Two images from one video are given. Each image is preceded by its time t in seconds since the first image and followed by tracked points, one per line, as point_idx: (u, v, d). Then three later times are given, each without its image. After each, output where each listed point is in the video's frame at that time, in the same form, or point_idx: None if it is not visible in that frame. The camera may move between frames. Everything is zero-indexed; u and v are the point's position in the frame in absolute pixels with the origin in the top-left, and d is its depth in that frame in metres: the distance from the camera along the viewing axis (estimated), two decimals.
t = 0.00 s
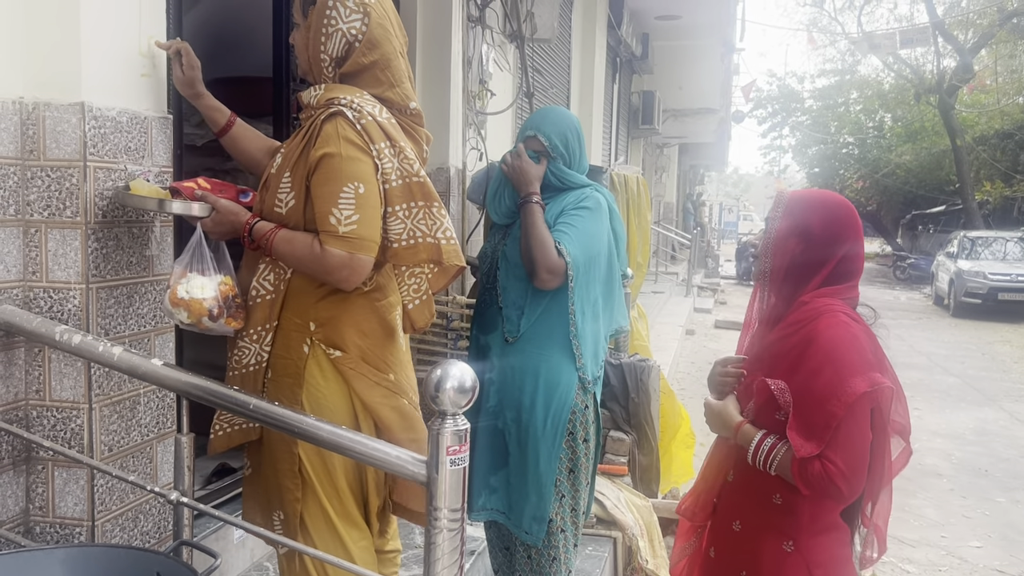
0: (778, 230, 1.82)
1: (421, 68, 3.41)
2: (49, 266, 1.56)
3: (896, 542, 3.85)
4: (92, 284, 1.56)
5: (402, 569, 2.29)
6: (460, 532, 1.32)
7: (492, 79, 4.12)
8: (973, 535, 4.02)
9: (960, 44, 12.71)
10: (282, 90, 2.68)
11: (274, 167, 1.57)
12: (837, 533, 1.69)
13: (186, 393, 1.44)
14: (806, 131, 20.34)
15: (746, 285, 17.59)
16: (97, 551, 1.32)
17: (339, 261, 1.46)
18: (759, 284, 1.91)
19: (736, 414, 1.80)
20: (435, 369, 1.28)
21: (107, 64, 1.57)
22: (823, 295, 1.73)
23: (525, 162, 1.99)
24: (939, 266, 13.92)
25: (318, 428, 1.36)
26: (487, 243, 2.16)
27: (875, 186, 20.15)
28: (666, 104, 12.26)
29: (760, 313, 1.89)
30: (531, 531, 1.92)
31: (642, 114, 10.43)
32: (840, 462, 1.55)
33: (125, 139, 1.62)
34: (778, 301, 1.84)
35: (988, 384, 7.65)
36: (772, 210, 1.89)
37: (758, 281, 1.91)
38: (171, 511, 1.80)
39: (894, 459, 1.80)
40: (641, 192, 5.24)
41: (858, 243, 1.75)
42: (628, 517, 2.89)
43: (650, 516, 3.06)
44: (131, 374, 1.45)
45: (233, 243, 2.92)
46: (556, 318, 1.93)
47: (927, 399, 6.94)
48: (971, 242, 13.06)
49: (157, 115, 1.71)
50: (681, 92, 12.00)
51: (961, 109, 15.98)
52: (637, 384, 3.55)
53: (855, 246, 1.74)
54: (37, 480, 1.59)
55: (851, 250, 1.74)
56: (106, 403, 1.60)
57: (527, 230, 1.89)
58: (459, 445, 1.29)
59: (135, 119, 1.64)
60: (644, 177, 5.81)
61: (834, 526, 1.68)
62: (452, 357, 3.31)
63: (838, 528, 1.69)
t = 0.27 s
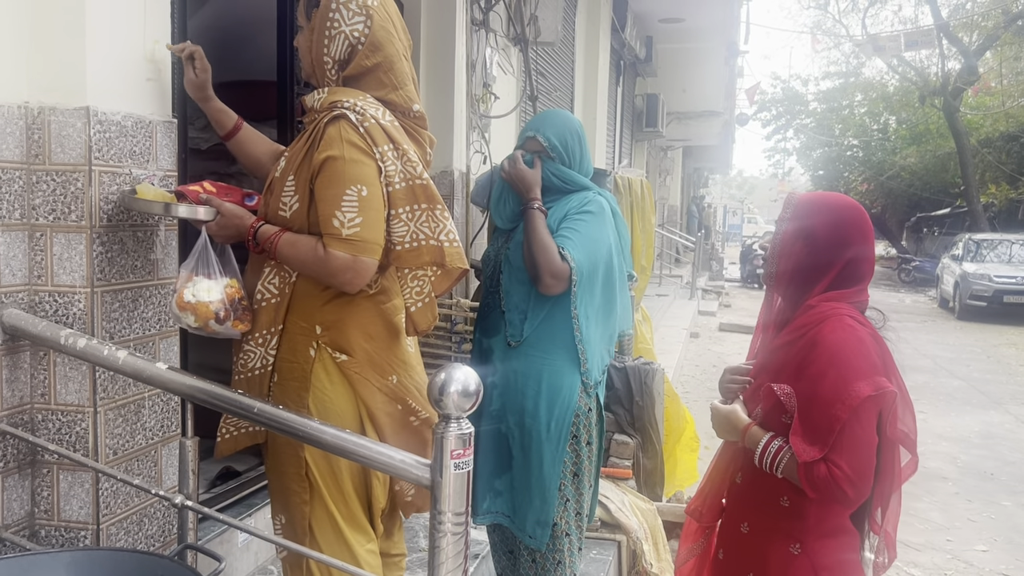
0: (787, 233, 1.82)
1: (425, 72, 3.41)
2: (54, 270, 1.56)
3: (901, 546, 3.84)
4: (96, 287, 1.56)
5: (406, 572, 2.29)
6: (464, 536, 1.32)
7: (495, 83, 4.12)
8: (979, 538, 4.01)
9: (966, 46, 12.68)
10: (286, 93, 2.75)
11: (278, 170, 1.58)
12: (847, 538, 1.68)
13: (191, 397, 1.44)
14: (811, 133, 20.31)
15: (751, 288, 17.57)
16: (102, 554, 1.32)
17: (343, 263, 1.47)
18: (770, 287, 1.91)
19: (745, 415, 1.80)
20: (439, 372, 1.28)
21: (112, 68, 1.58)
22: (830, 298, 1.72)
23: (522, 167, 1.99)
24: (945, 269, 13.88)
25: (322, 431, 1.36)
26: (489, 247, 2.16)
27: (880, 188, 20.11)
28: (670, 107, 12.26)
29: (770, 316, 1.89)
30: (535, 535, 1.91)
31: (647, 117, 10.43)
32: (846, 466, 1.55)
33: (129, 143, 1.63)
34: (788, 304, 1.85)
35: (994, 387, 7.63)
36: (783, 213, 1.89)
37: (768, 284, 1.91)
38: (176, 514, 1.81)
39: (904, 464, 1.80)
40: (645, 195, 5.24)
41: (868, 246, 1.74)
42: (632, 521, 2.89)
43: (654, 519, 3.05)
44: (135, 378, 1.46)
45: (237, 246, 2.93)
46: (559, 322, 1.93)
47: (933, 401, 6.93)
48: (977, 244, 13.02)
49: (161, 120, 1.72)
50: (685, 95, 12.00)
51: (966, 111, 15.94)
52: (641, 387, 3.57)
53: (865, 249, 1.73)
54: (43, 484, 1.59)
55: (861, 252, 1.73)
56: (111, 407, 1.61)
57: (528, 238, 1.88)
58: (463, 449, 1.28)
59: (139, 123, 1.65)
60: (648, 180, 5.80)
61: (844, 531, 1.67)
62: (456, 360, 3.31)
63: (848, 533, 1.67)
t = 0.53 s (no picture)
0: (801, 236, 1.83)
1: (432, 76, 3.41)
2: (64, 276, 1.57)
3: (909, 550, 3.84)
4: (106, 293, 1.57)
5: None
6: (473, 542, 1.32)
7: (502, 87, 4.12)
8: (988, 543, 4.00)
9: (972, 49, 12.67)
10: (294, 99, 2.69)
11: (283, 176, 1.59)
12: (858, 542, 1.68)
13: (201, 402, 1.44)
14: (816, 135, 20.29)
15: (757, 290, 17.56)
16: (111, 560, 1.33)
17: (339, 266, 1.46)
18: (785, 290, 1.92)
19: (755, 414, 1.80)
20: (448, 378, 1.28)
21: (120, 74, 1.58)
22: (841, 303, 1.73)
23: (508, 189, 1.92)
24: (951, 272, 13.86)
25: (331, 437, 1.36)
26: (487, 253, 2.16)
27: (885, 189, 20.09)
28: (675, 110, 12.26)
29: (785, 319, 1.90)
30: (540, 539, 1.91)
31: (652, 120, 10.44)
32: (852, 468, 1.55)
33: (138, 149, 1.63)
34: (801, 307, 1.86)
35: (1002, 391, 7.62)
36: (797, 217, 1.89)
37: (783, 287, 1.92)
38: (185, 520, 1.81)
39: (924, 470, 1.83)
40: (652, 199, 5.24)
41: (880, 249, 1.73)
42: (640, 525, 2.90)
43: (662, 524, 3.05)
44: (145, 384, 1.46)
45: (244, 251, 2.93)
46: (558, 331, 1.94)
47: (940, 405, 6.92)
48: (983, 247, 13.00)
49: (170, 126, 1.72)
50: (690, 98, 12.01)
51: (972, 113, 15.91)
52: (648, 391, 3.58)
53: (878, 252, 1.73)
54: (52, 489, 1.60)
55: (874, 255, 1.73)
56: (120, 412, 1.61)
57: (536, 267, 1.86)
58: (472, 455, 1.29)
59: (148, 129, 1.65)
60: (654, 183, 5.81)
61: (855, 535, 1.67)
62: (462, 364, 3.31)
63: (860, 537, 1.68)
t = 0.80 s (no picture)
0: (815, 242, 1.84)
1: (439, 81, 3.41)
2: (72, 283, 1.57)
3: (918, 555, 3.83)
4: (113, 300, 1.57)
5: None
6: (481, 550, 1.31)
7: (508, 91, 4.12)
8: (997, 548, 3.99)
9: (979, 51, 12.62)
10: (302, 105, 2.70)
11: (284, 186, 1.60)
12: (866, 544, 1.67)
13: (208, 409, 1.44)
14: (822, 137, 20.21)
15: (763, 292, 17.55)
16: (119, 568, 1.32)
17: (314, 265, 1.45)
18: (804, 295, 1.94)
19: (764, 410, 1.84)
20: (455, 386, 1.28)
21: (128, 81, 1.59)
22: (851, 305, 1.73)
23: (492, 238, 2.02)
24: (959, 274, 13.82)
25: (338, 444, 1.36)
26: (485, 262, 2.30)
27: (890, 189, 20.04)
28: (681, 113, 12.25)
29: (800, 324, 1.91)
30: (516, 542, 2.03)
31: (658, 122, 10.44)
32: (849, 465, 1.55)
33: (146, 156, 1.63)
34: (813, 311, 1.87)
35: (1011, 394, 7.59)
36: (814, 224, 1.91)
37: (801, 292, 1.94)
38: (192, 526, 1.81)
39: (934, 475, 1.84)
40: (659, 203, 5.23)
41: (893, 253, 1.74)
42: (648, 530, 2.90)
43: (669, 529, 3.04)
44: (152, 391, 1.46)
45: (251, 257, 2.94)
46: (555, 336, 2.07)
47: (949, 409, 6.90)
48: (991, 249, 12.94)
49: (177, 133, 1.72)
50: (697, 100, 12.00)
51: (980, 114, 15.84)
52: (655, 396, 3.62)
53: (889, 256, 1.74)
54: (60, 496, 1.60)
55: (886, 259, 1.73)
56: (128, 419, 1.61)
57: (549, 303, 1.99)
58: (480, 463, 1.28)
59: (155, 136, 1.66)
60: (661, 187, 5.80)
61: (862, 536, 1.66)
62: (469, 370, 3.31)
63: (867, 539, 1.67)
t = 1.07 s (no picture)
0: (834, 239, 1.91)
1: (446, 85, 3.41)
2: (81, 285, 1.58)
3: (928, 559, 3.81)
4: (122, 302, 1.57)
5: None
6: (490, 553, 1.31)
7: (515, 93, 4.13)
8: (1008, 552, 3.97)
9: (987, 53, 12.58)
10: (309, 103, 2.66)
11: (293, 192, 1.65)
12: (887, 538, 1.74)
13: (216, 412, 1.44)
14: (828, 140, 20.18)
15: (770, 296, 17.54)
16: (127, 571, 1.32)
17: (282, 267, 1.47)
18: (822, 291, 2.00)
19: (783, 399, 1.95)
20: (465, 388, 1.27)
21: (137, 84, 1.59)
22: (871, 300, 1.81)
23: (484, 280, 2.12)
24: (967, 278, 13.77)
25: (347, 446, 1.36)
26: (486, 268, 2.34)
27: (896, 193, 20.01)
28: (687, 116, 12.24)
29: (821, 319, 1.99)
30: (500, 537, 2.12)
31: (665, 125, 10.44)
32: (857, 451, 1.65)
33: (155, 158, 1.63)
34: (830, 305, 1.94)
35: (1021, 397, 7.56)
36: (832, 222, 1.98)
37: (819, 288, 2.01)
38: (200, 529, 1.80)
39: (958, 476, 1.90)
40: (666, 207, 5.24)
41: (910, 251, 1.81)
42: (655, 534, 2.89)
43: (677, 532, 3.05)
44: (161, 394, 1.46)
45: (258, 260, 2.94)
46: (559, 339, 2.10)
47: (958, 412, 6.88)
48: (1000, 252, 12.90)
49: (186, 135, 1.73)
50: (704, 103, 11.98)
51: (987, 117, 15.79)
52: (663, 399, 3.61)
53: (906, 254, 1.81)
54: (69, 498, 1.60)
55: (905, 255, 1.81)
56: (136, 421, 1.61)
57: (559, 316, 2.04)
58: (489, 465, 1.28)
59: (165, 138, 1.66)
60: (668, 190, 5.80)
61: (882, 529, 1.73)
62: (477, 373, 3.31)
63: (888, 530, 1.74)
